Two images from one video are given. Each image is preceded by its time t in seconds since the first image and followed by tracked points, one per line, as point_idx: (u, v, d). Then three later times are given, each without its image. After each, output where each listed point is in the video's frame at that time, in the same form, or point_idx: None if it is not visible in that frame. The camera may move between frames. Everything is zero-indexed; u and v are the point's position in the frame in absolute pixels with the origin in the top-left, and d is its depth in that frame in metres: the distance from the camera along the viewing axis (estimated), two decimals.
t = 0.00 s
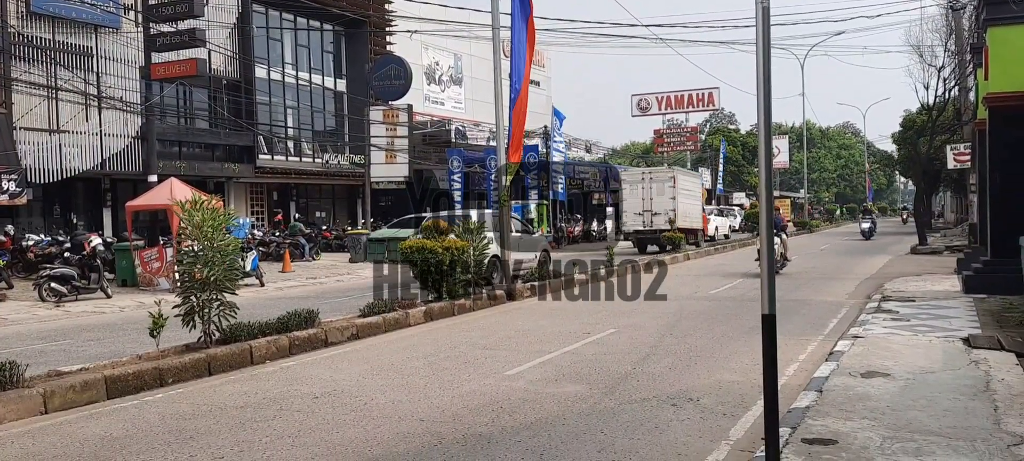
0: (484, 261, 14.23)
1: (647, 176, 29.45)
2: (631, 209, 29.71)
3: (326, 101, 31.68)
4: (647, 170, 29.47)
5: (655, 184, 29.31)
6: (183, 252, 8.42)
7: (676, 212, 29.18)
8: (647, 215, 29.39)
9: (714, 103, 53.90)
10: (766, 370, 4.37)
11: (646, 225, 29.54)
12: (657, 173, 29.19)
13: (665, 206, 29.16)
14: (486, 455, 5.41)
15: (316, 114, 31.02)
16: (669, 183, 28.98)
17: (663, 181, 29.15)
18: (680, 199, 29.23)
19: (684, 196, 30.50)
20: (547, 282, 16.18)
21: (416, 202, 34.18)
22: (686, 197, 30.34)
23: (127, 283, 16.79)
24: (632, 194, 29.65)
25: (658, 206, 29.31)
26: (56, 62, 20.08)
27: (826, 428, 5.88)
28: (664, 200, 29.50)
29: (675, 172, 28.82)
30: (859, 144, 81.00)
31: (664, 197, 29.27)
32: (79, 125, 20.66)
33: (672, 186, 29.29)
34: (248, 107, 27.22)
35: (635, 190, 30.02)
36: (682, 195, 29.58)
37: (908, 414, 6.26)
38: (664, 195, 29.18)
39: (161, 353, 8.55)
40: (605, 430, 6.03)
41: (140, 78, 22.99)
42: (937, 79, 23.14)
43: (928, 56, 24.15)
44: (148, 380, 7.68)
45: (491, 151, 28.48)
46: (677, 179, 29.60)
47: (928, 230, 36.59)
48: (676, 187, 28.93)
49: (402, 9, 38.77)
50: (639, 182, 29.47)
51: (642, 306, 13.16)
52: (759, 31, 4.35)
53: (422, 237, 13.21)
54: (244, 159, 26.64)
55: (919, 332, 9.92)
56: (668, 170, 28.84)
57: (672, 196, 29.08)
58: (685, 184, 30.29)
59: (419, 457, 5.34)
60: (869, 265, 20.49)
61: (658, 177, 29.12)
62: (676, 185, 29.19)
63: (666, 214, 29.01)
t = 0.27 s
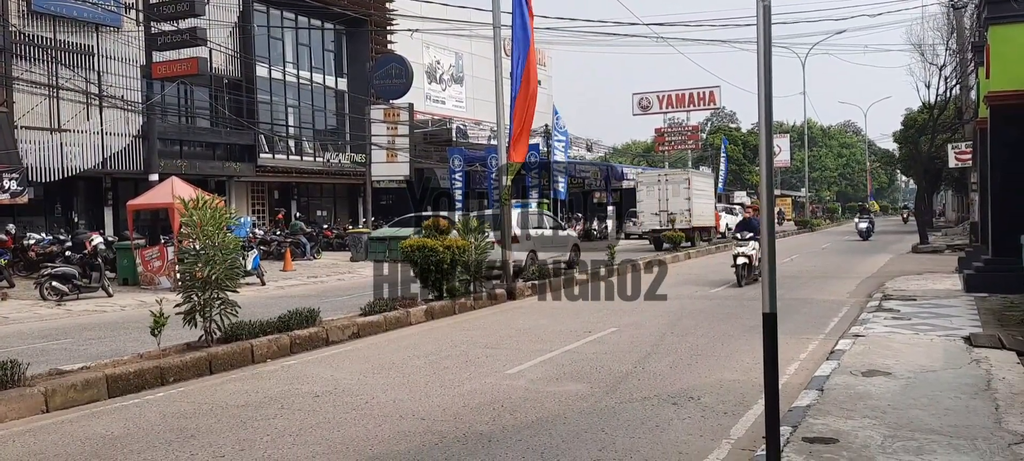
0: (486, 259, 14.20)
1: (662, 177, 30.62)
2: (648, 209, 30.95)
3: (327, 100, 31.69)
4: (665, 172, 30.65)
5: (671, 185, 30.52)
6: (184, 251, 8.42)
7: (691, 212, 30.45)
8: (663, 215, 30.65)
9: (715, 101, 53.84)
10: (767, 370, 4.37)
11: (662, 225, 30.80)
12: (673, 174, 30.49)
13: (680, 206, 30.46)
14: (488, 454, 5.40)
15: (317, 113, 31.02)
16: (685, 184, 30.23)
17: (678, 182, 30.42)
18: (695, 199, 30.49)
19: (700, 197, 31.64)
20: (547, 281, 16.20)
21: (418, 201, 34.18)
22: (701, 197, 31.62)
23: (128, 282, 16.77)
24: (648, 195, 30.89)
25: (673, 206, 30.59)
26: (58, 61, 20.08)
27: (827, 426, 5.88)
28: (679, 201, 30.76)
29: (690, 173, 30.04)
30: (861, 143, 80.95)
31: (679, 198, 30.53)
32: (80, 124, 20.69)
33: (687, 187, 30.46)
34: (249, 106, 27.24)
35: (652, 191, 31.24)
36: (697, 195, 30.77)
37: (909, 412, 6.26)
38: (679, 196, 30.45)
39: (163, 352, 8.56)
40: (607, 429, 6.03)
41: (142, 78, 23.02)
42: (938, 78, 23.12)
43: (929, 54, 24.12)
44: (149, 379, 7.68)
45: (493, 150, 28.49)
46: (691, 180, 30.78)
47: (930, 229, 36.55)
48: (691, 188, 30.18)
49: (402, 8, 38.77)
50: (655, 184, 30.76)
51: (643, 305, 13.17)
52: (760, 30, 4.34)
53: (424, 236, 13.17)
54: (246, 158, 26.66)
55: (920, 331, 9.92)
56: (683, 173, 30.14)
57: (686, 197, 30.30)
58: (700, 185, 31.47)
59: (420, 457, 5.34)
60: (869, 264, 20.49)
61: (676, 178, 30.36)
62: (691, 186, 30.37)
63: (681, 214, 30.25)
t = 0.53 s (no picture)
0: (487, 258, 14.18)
1: (674, 177, 30.96)
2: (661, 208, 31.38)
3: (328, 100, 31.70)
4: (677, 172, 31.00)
5: (683, 185, 30.84)
6: (186, 251, 8.42)
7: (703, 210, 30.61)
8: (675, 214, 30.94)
9: (716, 101, 53.82)
10: (768, 369, 4.36)
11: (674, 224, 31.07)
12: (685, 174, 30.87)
13: (691, 205, 30.88)
14: (489, 454, 5.41)
15: (318, 112, 31.03)
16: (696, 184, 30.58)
17: (690, 181, 30.66)
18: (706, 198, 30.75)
19: (712, 197, 31.91)
20: (548, 280, 16.21)
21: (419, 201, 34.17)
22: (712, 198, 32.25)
23: (130, 282, 16.74)
24: (661, 194, 31.30)
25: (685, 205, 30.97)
26: (59, 61, 20.08)
27: (828, 426, 5.88)
28: (692, 200, 30.99)
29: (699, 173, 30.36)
30: (862, 142, 80.90)
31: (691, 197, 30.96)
32: (81, 124, 20.70)
33: (699, 186, 30.73)
34: (250, 106, 27.26)
35: (665, 190, 31.68)
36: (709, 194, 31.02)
37: (910, 412, 6.26)
38: (691, 196, 30.87)
39: (164, 352, 8.56)
40: (608, 428, 6.04)
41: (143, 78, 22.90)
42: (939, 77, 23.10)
43: (930, 54, 24.10)
44: (150, 378, 7.68)
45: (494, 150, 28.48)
46: (704, 180, 31.16)
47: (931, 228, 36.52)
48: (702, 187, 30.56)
49: (403, 8, 38.76)
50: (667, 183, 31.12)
51: (644, 305, 13.17)
52: (762, 29, 4.34)
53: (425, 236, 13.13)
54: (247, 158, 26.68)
55: (921, 330, 9.92)
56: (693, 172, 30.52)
57: (699, 196, 30.70)
58: (711, 186, 31.93)
59: (421, 456, 5.34)
60: (870, 263, 20.48)
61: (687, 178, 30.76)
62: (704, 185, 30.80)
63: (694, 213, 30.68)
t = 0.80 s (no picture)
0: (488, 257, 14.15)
1: (688, 177, 31.20)
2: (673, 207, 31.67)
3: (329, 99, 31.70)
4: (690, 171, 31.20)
5: (696, 185, 31.06)
6: (186, 249, 8.40)
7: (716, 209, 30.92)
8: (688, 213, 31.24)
9: (717, 100, 53.77)
10: (770, 368, 4.36)
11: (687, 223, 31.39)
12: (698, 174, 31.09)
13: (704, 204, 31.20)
14: (490, 453, 5.39)
15: (319, 111, 31.03)
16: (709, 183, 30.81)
17: (702, 181, 30.88)
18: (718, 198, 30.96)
19: (724, 194, 32.14)
20: (549, 279, 16.21)
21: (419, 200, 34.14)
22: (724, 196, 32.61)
23: (130, 281, 16.80)
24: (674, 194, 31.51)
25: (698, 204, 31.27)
26: (59, 59, 20.09)
27: (830, 425, 5.87)
28: (705, 198, 31.18)
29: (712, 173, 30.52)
30: (863, 142, 80.83)
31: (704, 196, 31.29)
32: (82, 122, 20.71)
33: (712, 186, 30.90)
34: (251, 104, 27.25)
35: (678, 189, 31.91)
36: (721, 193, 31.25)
37: (911, 411, 6.25)
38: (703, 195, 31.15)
39: (164, 351, 8.55)
40: (609, 427, 6.03)
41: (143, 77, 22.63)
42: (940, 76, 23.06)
43: (931, 52, 24.06)
44: (151, 377, 7.68)
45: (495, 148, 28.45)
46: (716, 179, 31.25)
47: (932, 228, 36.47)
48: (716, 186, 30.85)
49: (404, 6, 38.75)
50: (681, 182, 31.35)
51: (645, 304, 13.15)
52: (763, 27, 4.33)
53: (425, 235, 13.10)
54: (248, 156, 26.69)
55: (922, 329, 9.90)
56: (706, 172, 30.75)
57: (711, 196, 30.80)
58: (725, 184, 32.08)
59: (422, 456, 5.33)
60: (871, 262, 20.45)
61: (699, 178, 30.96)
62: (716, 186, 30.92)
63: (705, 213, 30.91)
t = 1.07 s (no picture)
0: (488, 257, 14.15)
1: (700, 177, 31.61)
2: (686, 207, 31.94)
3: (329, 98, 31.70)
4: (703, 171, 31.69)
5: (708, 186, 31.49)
6: (185, 249, 8.39)
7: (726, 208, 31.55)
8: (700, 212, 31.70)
9: (717, 100, 53.76)
10: (772, 368, 4.35)
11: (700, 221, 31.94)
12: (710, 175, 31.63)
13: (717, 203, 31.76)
14: (490, 454, 5.38)
15: (319, 111, 31.02)
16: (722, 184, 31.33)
17: (714, 182, 31.33)
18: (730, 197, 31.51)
19: (735, 195, 32.73)
20: (548, 279, 16.20)
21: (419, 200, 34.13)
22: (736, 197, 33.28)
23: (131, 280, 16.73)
24: (687, 193, 31.81)
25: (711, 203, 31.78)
26: (59, 59, 20.08)
27: (831, 425, 5.87)
28: (716, 198, 31.71)
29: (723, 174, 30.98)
30: (863, 142, 80.79)
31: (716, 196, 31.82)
32: (82, 121, 20.71)
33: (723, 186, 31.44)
34: (251, 104, 27.25)
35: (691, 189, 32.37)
36: (733, 192, 31.85)
37: (912, 412, 6.25)
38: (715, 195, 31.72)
39: (165, 350, 8.55)
40: (609, 427, 6.02)
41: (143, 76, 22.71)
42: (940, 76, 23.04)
43: (932, 53, 24.04)
44: (151, 377, 7.67)
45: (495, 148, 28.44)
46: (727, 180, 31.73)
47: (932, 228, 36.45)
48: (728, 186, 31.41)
49: (404, 6, 38.72)
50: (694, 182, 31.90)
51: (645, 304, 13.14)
52: (765, 28, 4.33)
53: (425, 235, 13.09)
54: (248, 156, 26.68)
55: (923, 330, 9.90)
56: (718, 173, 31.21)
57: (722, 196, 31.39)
58: (735, 185, 32.55)
59: (422, 457, 5.31)
60: (871, 263, 20.43)
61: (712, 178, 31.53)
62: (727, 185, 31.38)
63: (717, 211, 31.27)
